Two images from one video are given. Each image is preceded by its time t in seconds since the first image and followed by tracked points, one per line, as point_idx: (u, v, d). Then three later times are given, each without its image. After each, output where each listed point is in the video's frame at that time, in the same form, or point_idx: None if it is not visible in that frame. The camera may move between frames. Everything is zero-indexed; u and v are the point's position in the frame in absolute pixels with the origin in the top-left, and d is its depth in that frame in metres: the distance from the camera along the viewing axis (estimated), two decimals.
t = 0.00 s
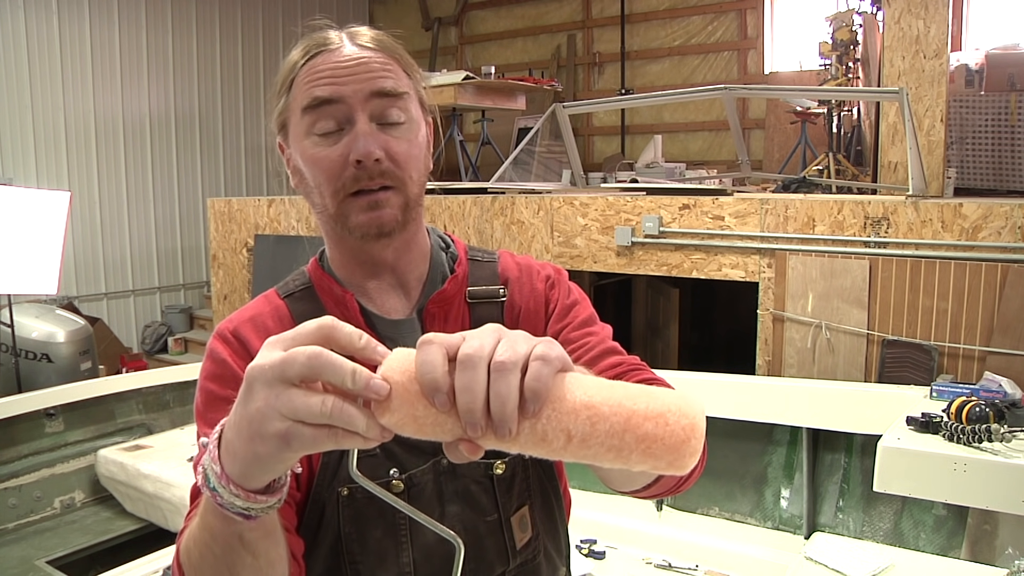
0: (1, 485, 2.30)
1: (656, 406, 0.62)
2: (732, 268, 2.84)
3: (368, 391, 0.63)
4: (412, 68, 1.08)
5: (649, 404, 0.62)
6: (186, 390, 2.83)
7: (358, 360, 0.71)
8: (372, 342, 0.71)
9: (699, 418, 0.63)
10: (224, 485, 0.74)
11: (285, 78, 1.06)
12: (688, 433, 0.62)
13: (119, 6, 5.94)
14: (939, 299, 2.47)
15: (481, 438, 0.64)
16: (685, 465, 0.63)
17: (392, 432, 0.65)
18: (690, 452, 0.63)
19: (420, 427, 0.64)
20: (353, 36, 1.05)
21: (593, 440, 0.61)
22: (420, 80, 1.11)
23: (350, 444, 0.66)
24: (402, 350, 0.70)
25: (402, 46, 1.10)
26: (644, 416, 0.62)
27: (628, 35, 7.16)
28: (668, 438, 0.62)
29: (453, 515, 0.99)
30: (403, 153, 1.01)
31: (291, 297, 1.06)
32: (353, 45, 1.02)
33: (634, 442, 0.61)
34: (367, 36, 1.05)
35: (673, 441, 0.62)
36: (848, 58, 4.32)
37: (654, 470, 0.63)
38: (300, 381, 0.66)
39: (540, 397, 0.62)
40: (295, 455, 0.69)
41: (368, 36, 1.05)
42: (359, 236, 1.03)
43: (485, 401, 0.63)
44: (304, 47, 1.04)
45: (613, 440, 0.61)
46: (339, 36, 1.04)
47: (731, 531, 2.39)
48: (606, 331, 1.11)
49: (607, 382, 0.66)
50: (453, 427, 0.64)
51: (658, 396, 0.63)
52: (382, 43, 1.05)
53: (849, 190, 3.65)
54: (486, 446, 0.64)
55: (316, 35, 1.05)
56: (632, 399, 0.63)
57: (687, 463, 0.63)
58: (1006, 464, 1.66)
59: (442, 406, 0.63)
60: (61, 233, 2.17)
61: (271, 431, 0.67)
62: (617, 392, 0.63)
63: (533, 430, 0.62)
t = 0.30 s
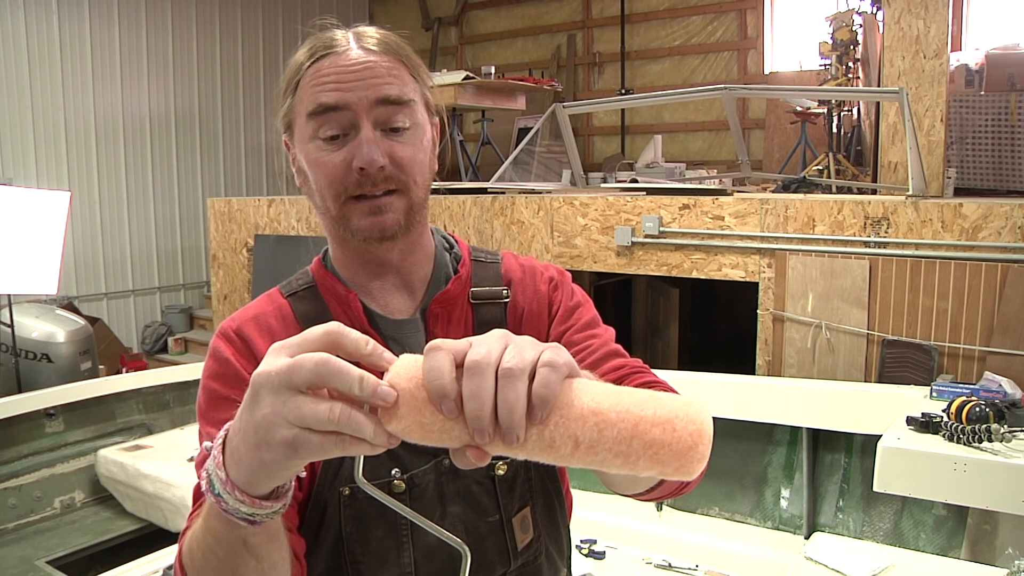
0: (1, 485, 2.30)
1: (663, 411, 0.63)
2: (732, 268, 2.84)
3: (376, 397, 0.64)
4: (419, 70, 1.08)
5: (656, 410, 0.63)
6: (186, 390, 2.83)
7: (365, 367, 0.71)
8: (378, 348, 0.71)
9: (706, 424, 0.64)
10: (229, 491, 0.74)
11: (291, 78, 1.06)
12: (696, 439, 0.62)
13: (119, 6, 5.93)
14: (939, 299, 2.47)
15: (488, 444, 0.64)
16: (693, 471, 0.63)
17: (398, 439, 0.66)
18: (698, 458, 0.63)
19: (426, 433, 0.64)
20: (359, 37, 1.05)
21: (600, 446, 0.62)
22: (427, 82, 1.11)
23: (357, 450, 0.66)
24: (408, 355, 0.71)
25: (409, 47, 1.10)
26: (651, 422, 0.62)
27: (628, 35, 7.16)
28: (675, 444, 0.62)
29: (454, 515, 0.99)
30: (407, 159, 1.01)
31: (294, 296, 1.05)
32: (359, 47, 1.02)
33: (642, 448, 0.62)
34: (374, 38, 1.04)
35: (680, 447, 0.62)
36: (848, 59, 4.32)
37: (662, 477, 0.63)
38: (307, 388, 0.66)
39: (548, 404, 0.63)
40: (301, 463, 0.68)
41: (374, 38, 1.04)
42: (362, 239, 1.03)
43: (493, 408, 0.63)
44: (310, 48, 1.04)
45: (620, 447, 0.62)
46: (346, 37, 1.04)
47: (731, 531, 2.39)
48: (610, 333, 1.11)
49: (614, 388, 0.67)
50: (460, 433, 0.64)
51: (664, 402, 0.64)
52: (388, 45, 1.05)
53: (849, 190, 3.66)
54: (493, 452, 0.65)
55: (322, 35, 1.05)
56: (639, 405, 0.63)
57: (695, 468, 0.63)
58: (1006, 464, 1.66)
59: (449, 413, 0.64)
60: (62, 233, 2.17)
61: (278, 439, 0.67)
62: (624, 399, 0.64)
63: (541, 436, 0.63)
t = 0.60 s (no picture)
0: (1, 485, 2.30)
1: (669, 429, 0.66)
2: (732, 268, 2.84)
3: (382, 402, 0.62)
4: (420, 69, 1.08)
5: (662, 426, 0.66)
6: (186, 390, 2.83)
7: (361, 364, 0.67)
8: (370, 342, 0.67)
9: (708, 444, 0.67)
10: (241, 509, 0.72)
11: (292, 81, 1.06)
12: (698, 459, 0.66)
13: (119, 6, 5.93)
14: (939, 299, 2.47)
15: (492, 448, 0.65)
16: (691, 488, 0.66)
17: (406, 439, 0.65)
18: (697, 476, 0.66)
19: (431, 432, 0.64)
20: (359, 38, 1.04)
21: (604, 458, 0.64)
22: (429, 80, 1.11)
23: (366, 458, 0.65)
24: (413, 351, 0.70)
25: (410, 46, 1.10)
26: (656, 438, 0.65)
27: (628, 35, 7.16)
28: (678, 461, 0.65)
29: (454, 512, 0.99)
30: (409, 158, 1.01)
31: (298, 285, 1.05)
32: (360, 47, 1.02)
33: (644, 464, 0.64)
34: (374, 38, 1.04)
35: (684, 465, 0.65)
36: (848, 59, 4.32)
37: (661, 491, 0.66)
38: (309, 407, 0.64)
39: (555, 413, 0.64)
40: (310, 480, 0.67)
41: (375, 38, 1.04)
42: (366, 244, 1.04)
43: (501, 413, 0.63)
44: (312, 50, 1.04)
45: (625, 460, 0.64)
46: (346, 39, 1.04)
47: (732, 530, 2.39)
48: (613, 334, 1.11)
49: (619, 400, 0.69)
50: (465, 434, 0.65)
51: (670, 419, 0.67)
52: (388, 44, 1.04)
53: (849, 190, 3.66)
54: (496, 455, 0.65)
55: (323, 36, 1.05)
56: (647, 420, 0.66)
57: (693, 485, 0.67)
58: (1006, 464, 1.66)
59: (456, 414, 0.64)
60: (62, 233, 2.17)
61: (284, 458, 0.65)
62: (631, 412, 0.66)
63: (545, 444, 0.64)
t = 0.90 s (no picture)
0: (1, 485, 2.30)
1: (687, 451, 0.66)
2: (732, 268, 2.84)
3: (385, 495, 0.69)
4: (428, 70, 1.08)
5: (680, 450, 0.67)
6: (186, 391, 2.83)
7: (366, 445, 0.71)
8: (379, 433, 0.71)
9: (729, 462, 0.67)
10: (239, 522, 0.73)
11: (299, 81, 1.06)
12: (721, 479, 0.66)
13: (119, 6, 5.93)
14: (939, 299, 2.47)
15: (516, 489, 0.66)
16: (716, 506, 0.66)
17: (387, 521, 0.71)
18: (721, 496, 0.66)
19: (455, 480, 0.67)
20: (368, 38, 1.05)
21: (627, 489, 0.66)
22: (436, 81, 1.11)
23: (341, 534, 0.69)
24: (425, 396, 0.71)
25: (418, 47, 1.10)
26: (677, 462, 0.66)
27: (628, 35, 7.17)
28: (698, 483, 0.65)
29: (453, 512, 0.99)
30: (415, 161, 1.02)
31: (300, 285, 1.05)
32: (368, 50, 1.02)
33: (667, 489, 0.65)
34: (382, 40, 1.05)
35: (706, 487, 0.65)
36: (848, 59, 4.32)
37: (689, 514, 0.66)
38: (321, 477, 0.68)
39: (576, 450, 0.66)
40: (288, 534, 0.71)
41: (383, 40, 1.04)
42: (371, 243, 1.04)
43: (521, 456, 0.65)
44: (320, 50, 1.04)
45: (647, 487, 0.65)
46: (354, 40, 1.04)
47: (732, 530, 2.39)
48: (618, 337, 1.12)
49: (639, 428, 0.70)
50: (488, 480, 0.66)
51: (688, 441, 0.68)
52: (397, 46, 1.04)
53: (849, 191, 3.66)
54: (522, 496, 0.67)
55: (331, 37, 1.05)
56: (664, 444, 0.67)
57: (718, 503, 0.66)
58: (1006, 464, 1.66)
59: (477, 461, 0.65)
60: (62, 233, 2.17)
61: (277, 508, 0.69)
62: (649, 438, 0.68)
63: (568, 480, 0.66)
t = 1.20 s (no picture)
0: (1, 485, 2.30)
1: (680, 462, 0.65)
2: (732, 268, 2.84)
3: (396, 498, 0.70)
4: (427, 69, 1.08)
5: (673, 461, 0.65)
6: (186, 390, 2.83)
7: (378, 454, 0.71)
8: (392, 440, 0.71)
9: (721, 478, 0.65)
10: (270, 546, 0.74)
11: (298, 78, 1.06)
12: (710, 493, 0.64)
13: (119, 6, 5.93)
14: (939, 299, 2.47)
15: (507, 490, 0.66)
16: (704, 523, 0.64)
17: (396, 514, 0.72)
18: (711, 512, 0.64)
19: (447, 477, 0.66)
20: (368, 36, 1.05)
21: (618, 496, 0.65)
22: (435, 81, 1.11)
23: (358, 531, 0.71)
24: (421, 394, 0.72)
25: (417, 46, 1.10)
26: (668, 473, 0.65)
27: (628, 35, 7.16)
28: (689, 496, 0.64)
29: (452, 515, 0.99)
30: (415, 160, 1.02)
31: (297, 288, 1.05)
32: (369, 47, 1.02)
33: (658, 500, 0.64)
34: (382, 38, 1.05)
35: (695, 500, 0.64)
36: (848, 59, 4.32)
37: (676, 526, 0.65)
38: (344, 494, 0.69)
39: (570, 454, 0.65)
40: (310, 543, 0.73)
41: (384, 38, 1.05)
42: (369, 243, 1.04)
43: (516, 457, 0.65)
44: (320, 47, 1.04)
45: (638, 496, 0.64)
46: (355, 37, 1.04)
47: (732, 531, 2.39)
48: (615, 336, 1.13)
49: (637, 437, 0.69)
50: (481, 479, 0.66)
51: (682, 452, 0.66)
52: (397, 44, 1.05)
53: (849, 191, 3.66)
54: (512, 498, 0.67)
55: (331, 33, 1.06)
56: (658, 453, 0.66)
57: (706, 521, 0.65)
58: (1006, 464, 1.66)
59: (472, 459, 0.65)
60: (62, 233, 2.17)
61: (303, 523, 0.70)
62: (643, 448, 0.67)
63: (561, 484, 0.65)
